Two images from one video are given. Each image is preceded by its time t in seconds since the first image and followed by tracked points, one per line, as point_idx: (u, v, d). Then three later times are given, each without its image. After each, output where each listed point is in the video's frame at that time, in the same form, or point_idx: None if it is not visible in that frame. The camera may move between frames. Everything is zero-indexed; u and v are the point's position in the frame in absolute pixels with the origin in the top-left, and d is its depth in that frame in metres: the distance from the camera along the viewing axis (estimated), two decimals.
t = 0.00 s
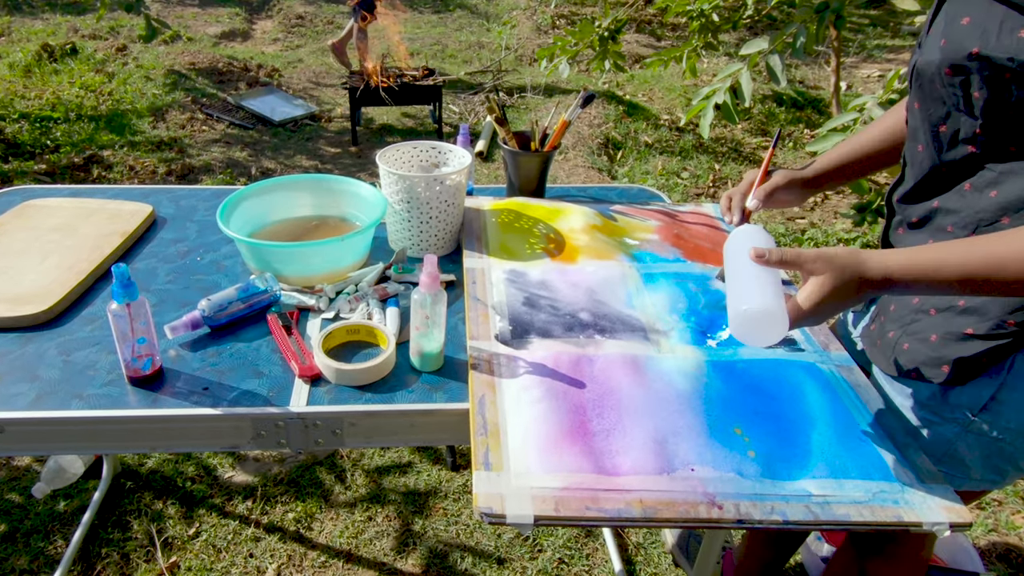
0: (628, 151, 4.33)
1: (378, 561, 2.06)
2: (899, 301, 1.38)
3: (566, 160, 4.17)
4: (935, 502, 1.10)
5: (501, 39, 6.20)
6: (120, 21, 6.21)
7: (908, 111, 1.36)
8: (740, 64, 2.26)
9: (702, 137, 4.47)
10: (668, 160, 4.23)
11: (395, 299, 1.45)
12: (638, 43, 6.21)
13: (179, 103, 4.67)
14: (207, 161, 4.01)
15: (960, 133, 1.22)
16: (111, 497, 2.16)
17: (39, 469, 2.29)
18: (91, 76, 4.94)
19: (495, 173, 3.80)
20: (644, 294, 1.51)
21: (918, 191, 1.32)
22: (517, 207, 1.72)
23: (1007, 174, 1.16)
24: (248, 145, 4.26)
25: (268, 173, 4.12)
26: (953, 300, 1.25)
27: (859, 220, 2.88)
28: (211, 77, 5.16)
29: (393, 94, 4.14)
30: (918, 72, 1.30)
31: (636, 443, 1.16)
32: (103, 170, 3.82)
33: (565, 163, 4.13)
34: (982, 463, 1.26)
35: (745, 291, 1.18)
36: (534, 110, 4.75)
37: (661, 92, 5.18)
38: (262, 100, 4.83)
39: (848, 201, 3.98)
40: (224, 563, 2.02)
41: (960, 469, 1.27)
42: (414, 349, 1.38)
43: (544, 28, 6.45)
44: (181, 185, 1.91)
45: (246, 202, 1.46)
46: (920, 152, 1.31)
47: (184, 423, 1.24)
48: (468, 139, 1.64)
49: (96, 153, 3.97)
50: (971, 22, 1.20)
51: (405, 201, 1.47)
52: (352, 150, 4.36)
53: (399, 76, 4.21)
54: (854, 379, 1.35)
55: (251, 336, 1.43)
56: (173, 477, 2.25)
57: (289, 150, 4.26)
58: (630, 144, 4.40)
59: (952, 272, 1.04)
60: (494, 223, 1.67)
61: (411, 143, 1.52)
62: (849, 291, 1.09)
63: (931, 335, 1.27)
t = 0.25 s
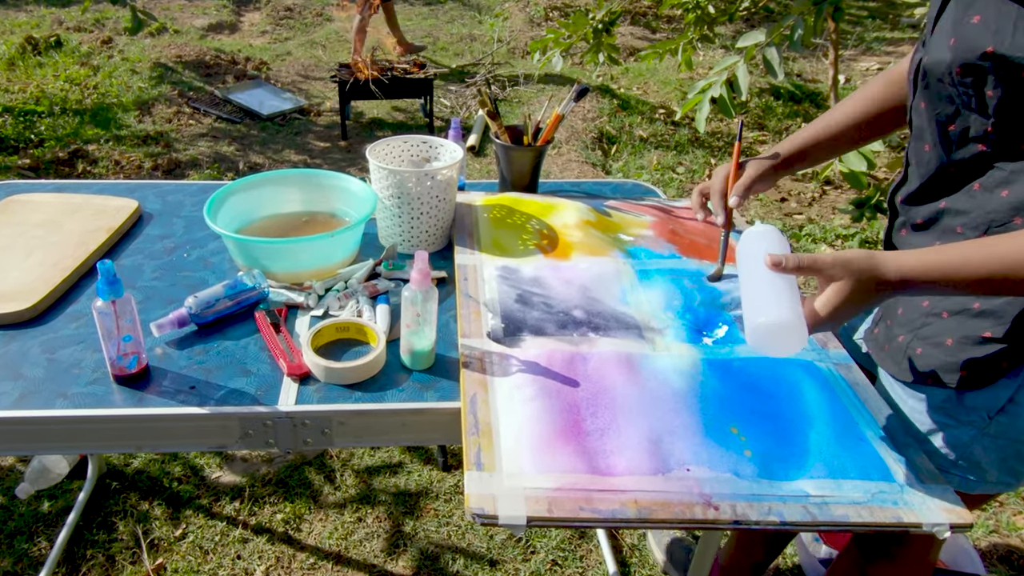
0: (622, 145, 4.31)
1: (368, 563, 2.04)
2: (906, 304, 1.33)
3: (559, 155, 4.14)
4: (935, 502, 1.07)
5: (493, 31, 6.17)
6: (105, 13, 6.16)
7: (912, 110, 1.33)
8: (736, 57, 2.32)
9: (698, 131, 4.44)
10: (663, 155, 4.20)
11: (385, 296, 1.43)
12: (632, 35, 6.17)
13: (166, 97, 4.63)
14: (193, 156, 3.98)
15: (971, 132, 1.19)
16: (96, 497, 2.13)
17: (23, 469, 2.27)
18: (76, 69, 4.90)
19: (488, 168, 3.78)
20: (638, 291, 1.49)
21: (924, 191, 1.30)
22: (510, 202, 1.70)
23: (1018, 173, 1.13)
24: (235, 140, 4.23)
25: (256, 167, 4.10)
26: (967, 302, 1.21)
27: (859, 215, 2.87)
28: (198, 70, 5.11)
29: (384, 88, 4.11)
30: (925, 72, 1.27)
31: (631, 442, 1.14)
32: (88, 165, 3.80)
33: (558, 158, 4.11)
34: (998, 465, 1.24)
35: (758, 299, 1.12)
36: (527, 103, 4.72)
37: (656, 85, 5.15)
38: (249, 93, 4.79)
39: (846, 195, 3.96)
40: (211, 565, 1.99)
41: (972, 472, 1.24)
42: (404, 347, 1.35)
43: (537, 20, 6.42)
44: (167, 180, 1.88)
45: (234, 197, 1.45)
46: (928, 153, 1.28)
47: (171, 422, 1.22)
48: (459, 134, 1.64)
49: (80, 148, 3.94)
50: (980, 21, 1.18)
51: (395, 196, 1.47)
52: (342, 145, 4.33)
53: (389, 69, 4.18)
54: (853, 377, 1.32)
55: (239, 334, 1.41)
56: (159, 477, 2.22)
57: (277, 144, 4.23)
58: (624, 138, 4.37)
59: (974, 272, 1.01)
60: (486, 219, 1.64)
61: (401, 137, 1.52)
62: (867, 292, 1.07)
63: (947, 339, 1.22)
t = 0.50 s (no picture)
0: (616, 139, 4.28)
1: (358, 565, 2.02)
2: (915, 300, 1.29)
3: (552, 149, 4.12)
4: (935, 503, 1.05)
5: (485, 23, 6.13)
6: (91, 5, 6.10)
7: (918, 110, 1.30)
8: (732, 52, 2.38)
9: (694, 126, 4.42)
10: (658, 149, 4.18)
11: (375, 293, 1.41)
12: (627, 28, 6.14)
13: (153, 90, 4.60)
14: (180, 150, 3.96)
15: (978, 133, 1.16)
16: (82, 498, 2.11)
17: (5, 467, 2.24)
18: (61, 62, 4.85)
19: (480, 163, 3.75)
20: (633, 288, 1.46)
21: (933, 192, 1.26)
22: (503, 198, 1.67)
23: None
24: (223, 134, 4.20)
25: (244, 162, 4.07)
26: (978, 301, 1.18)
27: (858, 211, 2.86)
28: (185, 63, 5.06)
29: (374, 82, 4.07)
30: (930, 73, 1.24)
31: (625, 442, 1.11)
32: (73, 160, 3.77)
33: (551, 152, 4.08)
34: (1008, 465, 1.22)
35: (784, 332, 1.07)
36: (519, 97, 4.70)
37: (650, 78, 5.12)
38: (237, 87, 4.75)
39: (844, 190, 3.94)
40: (198, 567, 1.97)
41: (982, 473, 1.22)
42: (395, 345, 1.33)
43: (530, 12, 6.38)
44: (153, 175, 1.85)
45: (222, 192, 1.43)
46: (935, 154, 1.26)
47: (157, 422, 1.19)
48: (451, 127, 1.66)
49: (65, 142, 3.92)
50: (987, 22, 1.14)
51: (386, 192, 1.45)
52: (331, 139, 4.31)
53: (379, 62, 4.14)
54: (851, 376, 1.30)
55: (227, 332, 1.38)
56: (145, 478, 2.19)
57: (266, 139, 4.20)
58: (619, 133, 4.34)
59: (1007, 277, 0.99)
60: (478, 215, 1.62)
61: (391, 132, 1.50)
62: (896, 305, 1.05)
63: (958, 339, 1.19)
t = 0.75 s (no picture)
0: (611, 134, 4.25)
1: (348, 567, 1.99)
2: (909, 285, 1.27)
3: (546, 144, 4.09)
4: (935, 504, 1.03)
5: (477, 15, 6.09)
6: None
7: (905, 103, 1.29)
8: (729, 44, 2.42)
9: (689, 119, 4.39)
10: (654, 144, 4.16)
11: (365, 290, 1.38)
12: (621, 20, 6.10)
13: (139, 84, 4.57)
14: (167, 145, 3.93)
15: (964, 127, 1.15)
16: (67, 499, 2.08)
17: None
18: (46, 55, 4.82)
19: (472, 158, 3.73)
20: (629, 285, 1.44)
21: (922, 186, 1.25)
22: (495, 193, 1.65)
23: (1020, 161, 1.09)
24: (211, 129, 4.18)
25: (233, 157, 4.05)
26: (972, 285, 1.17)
27: (855, 206, 2.84)
28: (172, 56, 5.02)
29: (364, 75, 4.04)
30: (914, 70, 1.23)
31: (620, 442, 1.09)
32: (58, 155, 3.75)
33: (545, 147, 4.06)
34: (999, 446, 1.20)
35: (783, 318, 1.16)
36: (512, 91, 4.68)
37: (645, 71, 5.09)
38: (224, 81, 4.71)
39: (842, 185, 3.92)
40: (185, 569, 1.95)
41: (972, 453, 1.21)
42: (386, 343, 1.31)
43: (524, 5, 6.34)
44: (139, 170, 1.83)
45: (210, 187, 1.41)
46: (925, 148, 1.24)
47: (144, 421, 1.17)
48: (443, 121, 1.65)
49: (50, 137, 3.89)
50: (969, 21, 1.13)
51: (376, 187, 1.44)
52: (320, 134, 4.28)
53: (369, 55, 4.11)
54: (848, 374, 1.28)
55: (214, 330, 1.36)
56: (131, 478, 2.17)
57: (254, 133, 4.18)
58: (613, 127, 4.31)
59: (1005, 264, 0.97)
60: (470, 211, 1.59)
61: (382, 126, 1.49)
62: (890, 295, 1.03)
63: (951, 323, 1.18)
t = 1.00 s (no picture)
0: (605, 128, 4.23)
1: (338, 568, 1.98)
2: (893, 268, 1.27)
3: (539, 138, 4.07)
4: (934, 505, 1.00)
5: (470, 6, 6.03)
6: None
7: (875, 86, 1.28)
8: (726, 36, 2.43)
9: (685, 114, 4.37)
10: (649, 138, 4.14)
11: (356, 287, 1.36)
12: (616, 13, 6.06)
13: (125, 77, 4.54)
14: (154, 139, 3.91)
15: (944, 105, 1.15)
16: (52, 500, 2.07)
17: None
18: (30, 48, 4.78)
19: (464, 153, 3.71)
20: (624, 282, 1.42)
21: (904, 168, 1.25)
22: (488, 189, 1.63)
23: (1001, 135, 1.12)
24: (198, 123, 4.15)
25: (221, 152, 4.03)
26: (965, 263, 1.17)
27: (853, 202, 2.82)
28: (159, 49, 4.99)
29: (354, 69, 4.02)
30: (891, 50, 1.22)
31: (614, 442, 1.06)
32: (43, 149, 3.74)
33: (538, 141, 4.04)
34: (994, 415, 1.22)
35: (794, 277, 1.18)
36: (505, 85, 4.66)
37: (640, 65, 5.05)
38: (213, 74, 4.68)
39: (840, 180, 3.89)
40: (173, 570, 1.93)
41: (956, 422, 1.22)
42: (376, 341, 1.28)
43: None
44: (126, 165, 1.80)
45: (196, 183, 1.40)
46: (899, 130, 1.24)
47: (130, 421, 1.15)
48: (434, 115, 1.66)
49: (35, 131, 3.87)
50: None
51: (366, 182, 1.43)
52: (310, 128, 4.26)
53: (359, 48, 4.09)
54: (847, 372, 1.25)
55: (202, 328, 1.33)
56: (118, 478, 2.15)
57: (242, 128, 4.15)
58: (608, 122, 4.29)
59: (1000, 218, 1.01)
60: (462, 206, 1.57)
61: (372, 121, 1.49)
62: (888, 257, 1.06)
63: (949, 301, 1.17)
